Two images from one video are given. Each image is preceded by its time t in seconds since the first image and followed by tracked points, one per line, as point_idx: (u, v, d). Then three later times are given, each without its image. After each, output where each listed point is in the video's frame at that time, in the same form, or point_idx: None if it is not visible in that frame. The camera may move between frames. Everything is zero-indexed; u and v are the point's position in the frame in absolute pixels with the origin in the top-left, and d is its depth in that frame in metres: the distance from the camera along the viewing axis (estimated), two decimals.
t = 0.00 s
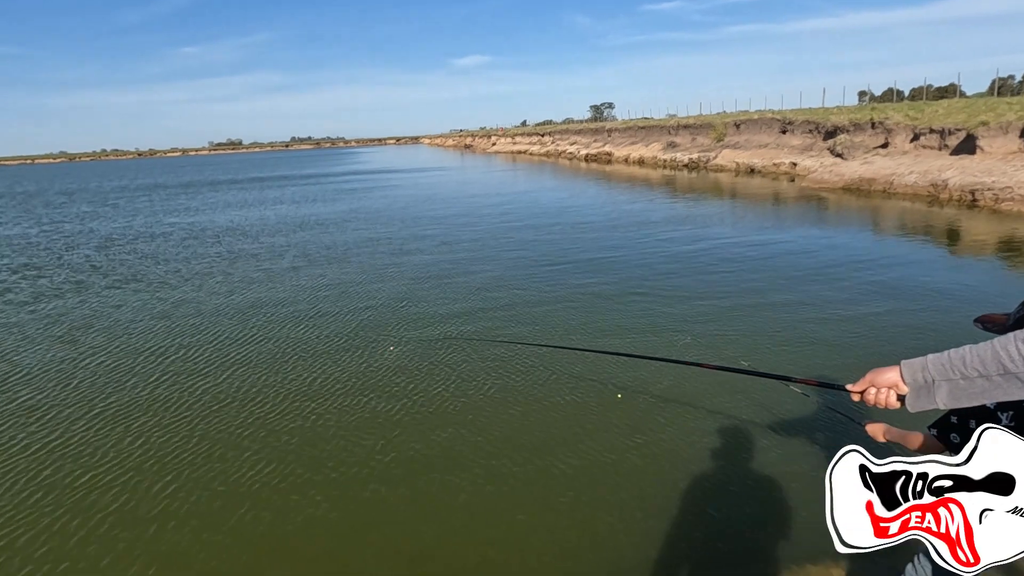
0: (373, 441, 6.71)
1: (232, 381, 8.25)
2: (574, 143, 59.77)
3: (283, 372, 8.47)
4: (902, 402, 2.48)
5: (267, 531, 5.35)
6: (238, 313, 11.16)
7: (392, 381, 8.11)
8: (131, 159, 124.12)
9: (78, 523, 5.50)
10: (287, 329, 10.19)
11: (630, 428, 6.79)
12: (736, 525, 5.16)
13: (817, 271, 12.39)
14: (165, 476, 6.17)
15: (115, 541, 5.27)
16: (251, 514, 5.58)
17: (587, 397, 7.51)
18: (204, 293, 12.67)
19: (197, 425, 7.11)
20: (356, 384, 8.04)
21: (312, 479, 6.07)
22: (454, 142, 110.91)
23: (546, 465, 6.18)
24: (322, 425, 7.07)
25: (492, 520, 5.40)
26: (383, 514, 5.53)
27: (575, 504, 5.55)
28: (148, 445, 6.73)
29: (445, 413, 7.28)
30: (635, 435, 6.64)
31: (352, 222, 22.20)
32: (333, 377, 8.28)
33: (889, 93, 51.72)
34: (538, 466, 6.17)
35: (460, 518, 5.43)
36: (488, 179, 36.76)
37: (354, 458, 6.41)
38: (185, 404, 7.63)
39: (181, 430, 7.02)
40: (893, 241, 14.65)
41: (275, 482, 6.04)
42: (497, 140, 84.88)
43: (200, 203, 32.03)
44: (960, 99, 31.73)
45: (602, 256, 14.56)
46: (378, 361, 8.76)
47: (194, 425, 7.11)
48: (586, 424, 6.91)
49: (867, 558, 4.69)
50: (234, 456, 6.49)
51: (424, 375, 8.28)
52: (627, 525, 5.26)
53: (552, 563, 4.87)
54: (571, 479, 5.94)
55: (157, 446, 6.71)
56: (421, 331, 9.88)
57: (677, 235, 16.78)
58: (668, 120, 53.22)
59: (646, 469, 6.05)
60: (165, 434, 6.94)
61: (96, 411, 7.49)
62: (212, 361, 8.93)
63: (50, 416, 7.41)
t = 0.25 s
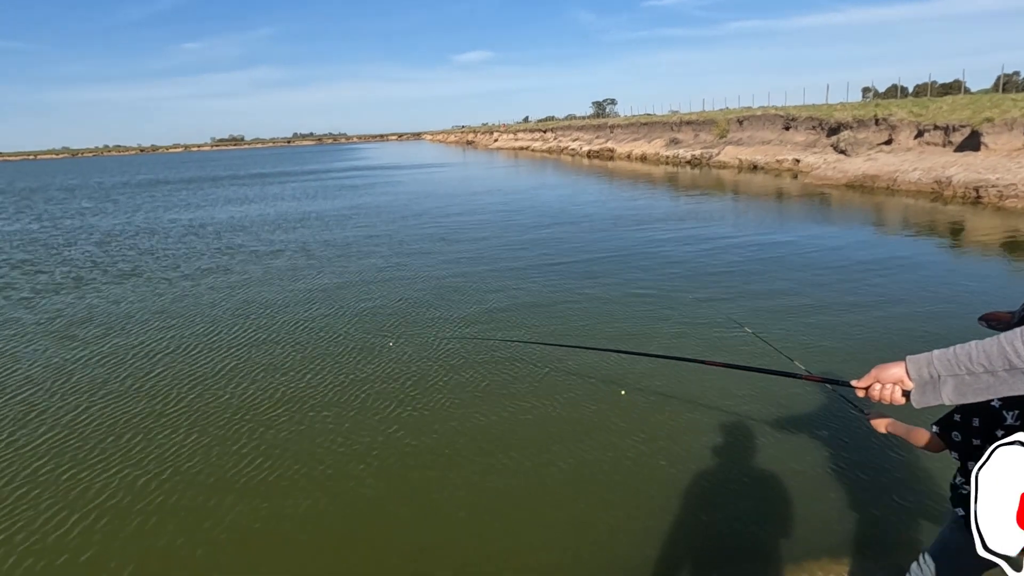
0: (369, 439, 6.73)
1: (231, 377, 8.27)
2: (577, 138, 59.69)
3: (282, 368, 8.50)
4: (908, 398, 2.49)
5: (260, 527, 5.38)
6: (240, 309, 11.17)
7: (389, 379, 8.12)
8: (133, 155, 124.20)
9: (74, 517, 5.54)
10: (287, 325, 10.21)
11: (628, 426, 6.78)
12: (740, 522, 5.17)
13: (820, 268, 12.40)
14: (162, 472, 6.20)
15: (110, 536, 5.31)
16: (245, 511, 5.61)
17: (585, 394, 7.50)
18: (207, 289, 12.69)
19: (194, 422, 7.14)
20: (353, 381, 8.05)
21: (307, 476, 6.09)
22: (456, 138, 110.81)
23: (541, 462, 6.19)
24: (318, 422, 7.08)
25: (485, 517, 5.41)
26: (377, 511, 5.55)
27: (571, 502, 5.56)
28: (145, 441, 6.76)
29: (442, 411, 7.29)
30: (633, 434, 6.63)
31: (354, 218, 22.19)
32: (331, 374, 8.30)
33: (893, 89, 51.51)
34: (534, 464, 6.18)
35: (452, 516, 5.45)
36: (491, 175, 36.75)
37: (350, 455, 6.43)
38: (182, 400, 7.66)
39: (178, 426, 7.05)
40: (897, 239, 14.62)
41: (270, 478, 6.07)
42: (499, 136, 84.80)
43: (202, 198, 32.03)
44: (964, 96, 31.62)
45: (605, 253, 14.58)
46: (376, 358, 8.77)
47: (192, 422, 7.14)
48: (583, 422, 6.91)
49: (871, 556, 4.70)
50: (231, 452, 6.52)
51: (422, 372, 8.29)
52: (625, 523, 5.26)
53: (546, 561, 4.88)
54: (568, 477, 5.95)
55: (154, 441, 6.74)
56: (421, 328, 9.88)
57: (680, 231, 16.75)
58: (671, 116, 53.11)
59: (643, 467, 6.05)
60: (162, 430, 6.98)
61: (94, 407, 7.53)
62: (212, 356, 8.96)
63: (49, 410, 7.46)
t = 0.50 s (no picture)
0: (366, 437, 6.71)
1: (229, 374, 8.26)
2: (578, 135, 59.59)
3: (280, 366, 8.47)
4: (911, 396, 2.47)
5: (257, 525, 5.37)
6: (240, 305, 11.16)
7: (387, 377, 8.08)
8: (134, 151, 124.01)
9: (71, 513, 5.54)
10: (286, 322, 10.18)
11: (628, 424, 6.74)
12: (740, 519, 5.17)
13: (821, 265, 12.38)
14: (159, 469, 6.20)
15: (107, 533, 5.32)
16: (242, 509, 5.59)
17: (585, 393, 7.47)
18: (207, 286, 12.68)
19: (191, 419, 7.12)
20: (352, 379, 8.04)
21: (303, 474, 6.08)
22: (458, 134, 110.64)
23: (539, 461, 6.17)
24: (315, 420, 7.06)
25: (483, 516, 5.40)
26: (371, 509, 5.55)
27: (569, 501, 5.54)
28: (142, 438, 6.76)
29: (439, 409, 7.26)
30: (633, 432, 6.60)
31: (355, 214, 22.18)
32: (330, 371, 8.28)
33: (895, 85, 51.34)
34: (531, 463, 6.15)
35: (449, 515, 5.44)
36: (492, 172, 36.70)
37: (347, 454, 6.41)
38: (180, 397, 7.65)
39: (177, 423, 7.04)
40: (899, 235, 14.58)
41: (267, 476, 6.06)
42: (501, 133, 84.68)
43: (203, 195, 31.99)
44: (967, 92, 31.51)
45: (605, 250, 14.56)
46: (375, 356, 8.73)
47: (190, 419, 7.14)
48: (582, 420, 6.87)
49: (872, 554, 4.70)
50: (229, 449, 6.51)
51: (421, 370, 8.26)
52: (623, 521, 5.25)
53: (543, 559, 4.88)
54: (566, 475, 5.93)
55: (152, 438, 6.73)
56: (420, 325, 9.86)
57: (681, 228, 16.71)
58: (673, 113, 52.99)
59: (643, 466, 6.03)
60: (160, 427, 6.97)
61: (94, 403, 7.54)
62: (211, 354, 8.95)
63: (48, 407, 7.46)
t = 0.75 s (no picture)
0: (365, 436, 6.68)
1: (228, 372, 8.25)
2: (578, 132, 59.50)
3: (279, 364, 8.45)
4: (913, 393, 2.46)
5: (255, 524, 5.37)
6: (240, 303, 11.16)
7: (386, 375, 8.06)
8: (134, 148, 123.86)
9: (69, 512, 5.54)
10: (286, 320, 10.16)
11: (628, 422, 6.72)
12: (740, 516, 5.17)
13: (821, 262, 12.36)
14: (157, 467, 6.19)
15: (105, 531, 5.32)
16: (234, 507, 5.59)
17: (585, 391, 7.45)
18: (207, 283, 12.68)
19: (189, 417, 7.11)
20: (351, 377, 8.02)
21: (302, 473, 6.07)
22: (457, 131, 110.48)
23: (538, 460, 6.16)
24: (314, 419, 7.05)
25: (481, 515, 5.39)
26: (363, 508, 5.54)
27: (568, 500, 5.53)
28: (137, 435, 6.76)
29: (438, 407, 7.24)
30: (633, 430, 6.57)
31: (355, 211, 22.17)
32: (329, 369, 8.26)
33: (896, 81, 51.25)
34: (530, 461, 6.13)
35: (448, 513, 5.43)
36: (492, 169, 36.64)
37: (346, 452, 6.39)
38: (178, 395, 7.64)
39: (175, 422, 7.03)
40: (900, 232, 14.56)
41: (265, 474, 6.06)
42: (501, 130, 84.51)
43: (202, 192, 31.93)
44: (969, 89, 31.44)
45: (605, 247, 14.54)
46: (374, 354, 8.71)
47: (188, 417, 7.13)
48: (582, 419, 6.85)
49: (871, 551, 4.70)
50: (227, 448, 6.50)
51: (420, 368, 8.24)
52: (623, 520, 5.24)
53: (543, 557, 4.87)
54: (566, 474, 5.92)
55: (150, 436, 6.73)
56: (420, 323, 9.83)
57: (682, 226, 16.69)
58: (673, 110, 52.89)
59: (643, 464, 6.01)
60: (158, 424, 6.96)
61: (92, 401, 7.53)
62: (210, 352, 8.94)
63: (47, 405, 7.45)
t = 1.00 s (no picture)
0: (364, 435, 6.66)
1: (226, 372, 8.21)
2: (577, 129, 59.43)
3: (278, 363, 8.42)
4: (913, 390, 2.47)
5: (254, 524, 5.35)
6: (238, 301, 11.14)
7: (385, 374, 8.02)
8: (132, 146, 123.64)
9: (67, 513, 5.52)
10: (284, 318, 10.12)
11: (628, 421, 6.70)
12: (739, 513, 5.18)
13: (820, 259, 12.37)
14: (155, 468, 6.16)
15: (103, 533, 5.29)
16: (228, 505, 5.59)
17: (585, 389, 7.42)
18: (205, 281, 12.65)
19: (184, 416, 7.11)
20: (349, 377, 7.98)
21: (300, 473, 6.05)
22: (456, 129, 110.31)
23: (538, 458, 6.13)
24: (313, 418, 7.01)
25: (482, 514, 5.37)
26: (356, 507, 5.52)
27: (568, 498, 5.51)
28: (132, 433, 6.76)
29: (437, 406, 7.21)
30: (633, 429, 6.56)
31: (354, 209, 22.14)
32: (327, 368, 8.22)
33: (895, 79, 51.22)
34: (530, 460, 6.10)
35: (448, 512, 5.41)
36: (491, 167, 36.59)
37: (345, 452, 6.37)
38: (175, 394, 7.62)
39: (172, 421, 6.99)
40: (899, 229, 14.56)
41: (264, 474, 6.03)
42: (500, 127, 84.41)
43: (200, 190, 31.84)
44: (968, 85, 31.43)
45: (605, 244, 14.52)
46: (373, 353, 8.67)
47: (186, 417, 7.09)
48: (582, 417, 6.83)
49: (870, 548, 4.71)
50: (226, 447, 6.47)
51: (419, 367, 8.20)
52: (624, 518, 5.22)
53: (543, 556, 4.85)
54: (566, 472, 5.90)
55: (147, 437, 6.69)
56: (419, 321, 9.80)
57: (681, 223, 16.68)
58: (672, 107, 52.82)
59: (643, 462, 5.99)
60: (154, 423, 6.97)
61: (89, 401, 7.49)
62: (208, 351, 8.90)
63: (43, 405, 7.42)
